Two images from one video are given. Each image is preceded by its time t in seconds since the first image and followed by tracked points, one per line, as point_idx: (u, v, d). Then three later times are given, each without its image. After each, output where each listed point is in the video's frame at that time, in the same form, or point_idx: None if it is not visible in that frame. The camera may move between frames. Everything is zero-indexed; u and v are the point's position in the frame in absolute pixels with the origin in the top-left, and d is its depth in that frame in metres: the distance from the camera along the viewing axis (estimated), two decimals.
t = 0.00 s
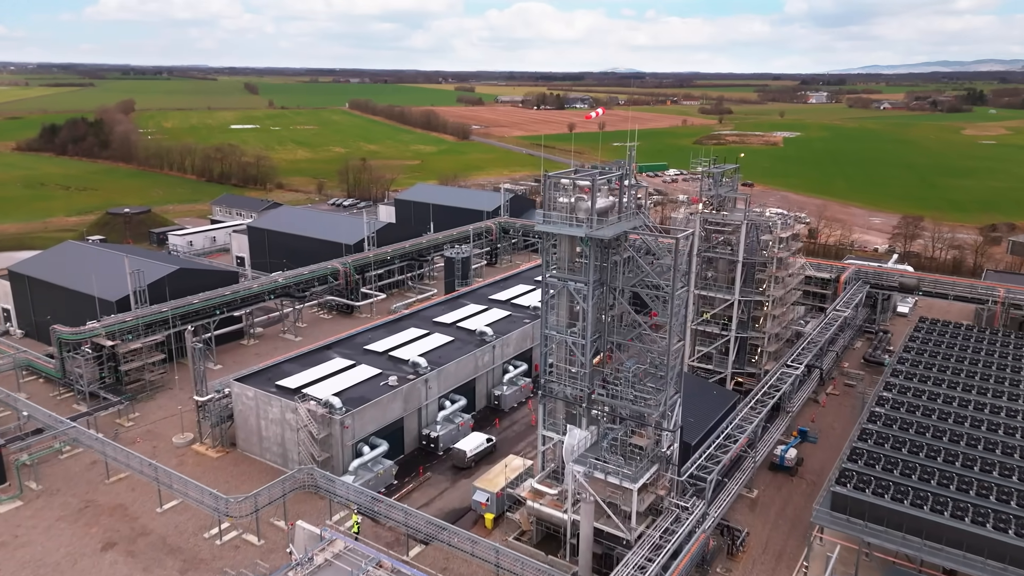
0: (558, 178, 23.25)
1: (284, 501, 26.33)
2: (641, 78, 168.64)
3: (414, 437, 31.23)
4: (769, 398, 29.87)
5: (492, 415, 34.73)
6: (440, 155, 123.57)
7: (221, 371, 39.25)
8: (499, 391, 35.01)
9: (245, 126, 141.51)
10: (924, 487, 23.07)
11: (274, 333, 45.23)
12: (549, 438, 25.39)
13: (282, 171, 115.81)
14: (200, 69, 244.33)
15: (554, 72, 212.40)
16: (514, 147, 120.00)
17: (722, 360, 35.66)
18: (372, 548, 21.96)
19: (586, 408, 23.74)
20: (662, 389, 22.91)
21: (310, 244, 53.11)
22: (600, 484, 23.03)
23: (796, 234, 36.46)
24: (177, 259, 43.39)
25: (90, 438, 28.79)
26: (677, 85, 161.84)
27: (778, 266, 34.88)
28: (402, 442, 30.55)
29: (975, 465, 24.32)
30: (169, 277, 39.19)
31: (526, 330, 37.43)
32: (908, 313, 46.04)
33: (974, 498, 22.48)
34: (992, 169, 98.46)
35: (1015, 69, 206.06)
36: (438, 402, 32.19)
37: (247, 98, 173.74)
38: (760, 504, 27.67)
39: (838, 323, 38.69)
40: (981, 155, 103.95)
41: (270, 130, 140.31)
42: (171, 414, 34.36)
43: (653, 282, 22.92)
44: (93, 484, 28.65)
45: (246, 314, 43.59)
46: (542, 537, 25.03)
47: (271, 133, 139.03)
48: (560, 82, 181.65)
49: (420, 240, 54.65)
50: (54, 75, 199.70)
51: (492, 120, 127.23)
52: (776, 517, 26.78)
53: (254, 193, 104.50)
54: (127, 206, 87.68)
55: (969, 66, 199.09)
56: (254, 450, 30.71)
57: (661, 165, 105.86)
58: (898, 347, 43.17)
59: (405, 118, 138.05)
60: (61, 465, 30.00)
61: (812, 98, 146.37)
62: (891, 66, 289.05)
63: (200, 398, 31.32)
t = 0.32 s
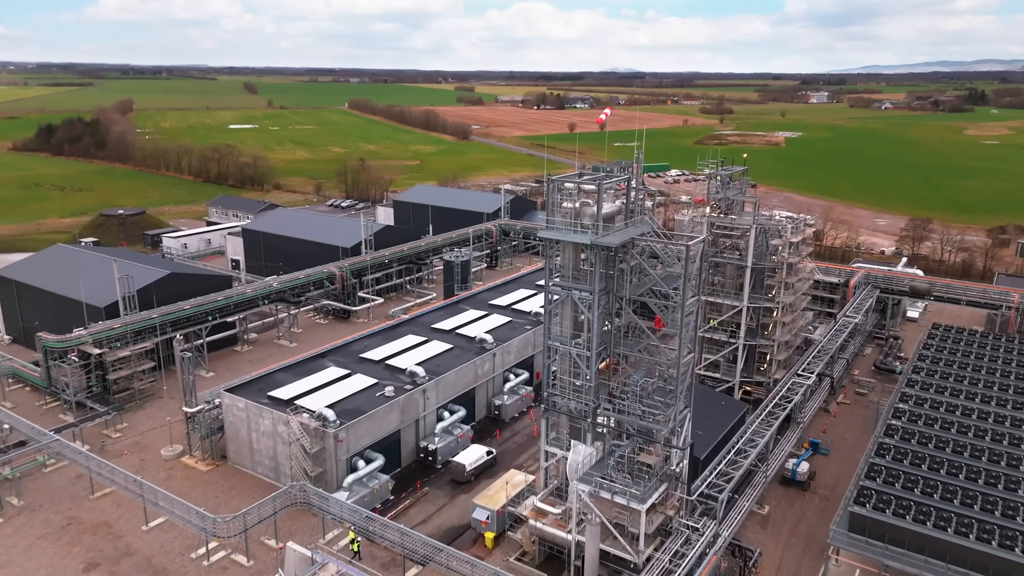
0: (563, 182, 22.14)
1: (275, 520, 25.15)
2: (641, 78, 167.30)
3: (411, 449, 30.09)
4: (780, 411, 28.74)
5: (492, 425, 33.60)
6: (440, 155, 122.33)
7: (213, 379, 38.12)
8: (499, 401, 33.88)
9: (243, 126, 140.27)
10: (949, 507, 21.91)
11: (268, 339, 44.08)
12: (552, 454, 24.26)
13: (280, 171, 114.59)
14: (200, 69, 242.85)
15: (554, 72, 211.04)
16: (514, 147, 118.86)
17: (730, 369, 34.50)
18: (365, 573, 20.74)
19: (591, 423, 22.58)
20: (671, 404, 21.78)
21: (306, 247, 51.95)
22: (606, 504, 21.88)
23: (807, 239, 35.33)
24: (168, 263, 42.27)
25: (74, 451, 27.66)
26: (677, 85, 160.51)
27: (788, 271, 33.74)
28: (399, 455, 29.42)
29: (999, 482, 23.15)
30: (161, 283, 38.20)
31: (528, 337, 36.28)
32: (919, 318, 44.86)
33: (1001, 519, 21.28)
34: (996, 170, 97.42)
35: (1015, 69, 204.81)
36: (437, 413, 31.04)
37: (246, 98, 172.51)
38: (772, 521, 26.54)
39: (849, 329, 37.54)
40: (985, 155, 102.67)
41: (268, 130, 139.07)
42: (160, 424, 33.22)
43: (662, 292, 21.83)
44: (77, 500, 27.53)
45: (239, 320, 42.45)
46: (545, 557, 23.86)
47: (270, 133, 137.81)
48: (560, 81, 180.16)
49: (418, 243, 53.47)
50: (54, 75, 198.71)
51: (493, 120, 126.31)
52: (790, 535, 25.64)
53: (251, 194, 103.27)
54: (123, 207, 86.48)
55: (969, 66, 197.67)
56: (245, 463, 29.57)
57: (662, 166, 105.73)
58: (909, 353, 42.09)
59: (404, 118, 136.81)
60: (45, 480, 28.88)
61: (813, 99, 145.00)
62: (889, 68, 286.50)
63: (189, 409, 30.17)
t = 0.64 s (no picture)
0: (567, 186, 21.03)
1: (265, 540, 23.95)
2: (642, 77, 166.00)
3: (408, 463, 28.93)
4: (792, 424, 27.59)
5: (493, 437, 32.43)
6: (440, 155, 121.03)
7: (205, 388, 36.94)
8: (500, 411, 32.75)
9: (241, 126, 139.01)
10: (973, 530, 20.77)
11: (263, 346, 42.89)
12: (556, 472, 23.12)
13: (277, 172, 113.31)
14: (199, 69, 241.34)
15: (554, 72, 209.71)
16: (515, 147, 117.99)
17: (738, 379, 33.32)
18: None
19: (597, 441, 21.44)
20: (682, 421, 20.65)
21: (302, 251, 50.73)
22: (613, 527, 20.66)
23: (818, 243, 34.19)
24: (159, 267, 41.15)
25: (56, 467, 26.47)
26: (677, 84, 159.11)
27: (799, 278, 32.59)
28: (396, 470, 28.27)
29: None
30: (150, 289, 36.98)
31: (530, 345, 35.15)
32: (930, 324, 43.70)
33: None
34: (1001, 171, 96.37)
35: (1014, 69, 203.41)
36: (435, 425, 29.89)
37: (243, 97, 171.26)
38: (786, 540, 25.35)
39: (861, 336, 36.35)
40: (988, 156, 101.66)
41: (267, 130, 137.80)
42: (148, 437, 32.07)
43: (672, 303, 20.65)
44: (59, 518, 26.36)
45: (232, 326, 41.31)
46: None
47: (268, 133, 136.56)
48: (560, 81, 178.55)
49: (417, 246, 52.27)
50: (53, 75, 197.55)
51: (493, 121, 125.34)
52: (805, 555, 24.43)
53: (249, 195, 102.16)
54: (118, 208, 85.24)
55: (969, 65, 195.88)
56: (236, 478, 28.36)
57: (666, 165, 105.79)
58: (921, 361, 40.94)
59: (404, 118, 135.42)
60: (27, 496, 27.74)
61: (813, 99, 143.47)
62: (889, 69, 282.05)
63: (177, 422, 28.98)
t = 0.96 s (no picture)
0: (572, 192, 19.94)
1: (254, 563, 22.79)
2: (642, 77, 164.64)
3: (405, 479, 27.76)
4: (806, 439, 26.41)
5: (493, 449, 31.28)
6: (439, 156, 119.75)
7: (196, 398, 35.76)
8: (501, 423, 31.58)
9: (240, 126, 137.78)
10: (1002, 556, 19.53)
11: (257, 353, 41.69)
12: (560, 492, 21.97)
13: (274, 172, 112.08)
14: (198, 68, 239.51)
15: (554, 72, 207.62)
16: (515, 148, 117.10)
17: (747, 389, 32.14)
18: None
19: (605, 461, 20.29)
20: (694, 442, 19.47)
21: (298, 254, 49.57)
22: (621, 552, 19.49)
23: (829, 249, 33.07)
24: (149, 273, 39.99)
25: (37, 484, 25.33)
26: (678, 83, 157.53)
27: (811, 284, 31.44)
28: (392, 486, 27.10)
29: None
30: (139, 296, 35.77)
31: (532, 353, 33.99)
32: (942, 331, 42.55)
33: None
34: (1006, 172, 95.19)
35: (1013, 69, 201.75)
36: (433, 439, 28.74)
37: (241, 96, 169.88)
38: (801, 561, 24.17)
39: (874, 344, 35.19)
40: (991, 156, 100.49)
41: (265, 130, 136.57)
42: (135, 450, 30.90)
43: (684, 316, 19.49)
44: (40, 537, 25.18)
45: (225, 332, 40.13)
46: None
47: (267, 133, 135.30)
48: (560, 81, 176.80)
49: (415, 249, 51.08)
50: (52, 74, 196.15)
51: (494, 121, 124.35)
52: None
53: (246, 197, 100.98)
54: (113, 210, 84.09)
55: (970, 65, 194.10)
56: (225, 494, 27.19)
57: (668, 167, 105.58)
58: (934, 368, 39.77)
59: (402, 118, 134.09)
60: (8, 514, 26.58)
61: (814, 99, 141.96)
62: (890, 68, 277.75)
63: (165, 436, 27.80)
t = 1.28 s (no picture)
0: (579, 199, 18.82)
1: None
2: (642, 77, 163.44)
3: (401, 496, 26.60)
4: (822, 456, 25.21)
5: (494, 463, 30.13)
6: (438, 156, 118.55)
7: (185, 409, 34.59)
8: (502, 436, 30.43)
9: (238, 126, 136.72)
10: None
11: (250, 361, 40.52)
12: (564, 516, 20.81)
13: (272, 174, 111.01)
14: (199, 68, 238.28)
15: (554, 72, 206.42)
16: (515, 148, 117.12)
17: (757, 401, 30.93)
18: None
19: (613, 485, 19.12)
20: (707, 466, 18.34)
21: (293, 258, 48.40)
22: None
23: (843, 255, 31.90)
24: (138, 278, 38.83)
25: (15, 503, 24.13)
26: (679, 83, 156.26)
27: (824, 292, 30.22)
28: (388, 503, 25.96)
29: None
30: (126, 303, 34.60)
31: (533, 363, 32.82)
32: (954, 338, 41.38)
33: None
34: (1010, 173, 93.80)
35: (1013, 68, 199.72)
36: (432, 454, 27.56)
37: (240, 96, 168.62)
38: None
39: (887, 354, 34.00)
40: (996, 159, 98.55)
41: (263, 131, 135.44)
42: (121, 465, 29.70)
43: (697, 331, 18.29)
44: (18, 560, 23.95)
45: (217, 340, 38.96)
46: None
47: (265, 134, 134.17)
48: (560, 81, 175.49)
49: (413, 253, 49.86)
50: (52, 74, 194.95)
51: (494, 123, 123.38)
52: None
53: (243, 198, 99.80)
54: (108, 211, 82.92)
55: (972, 64, 191.99)
56: (214, 513, 25.97)
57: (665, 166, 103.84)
58: (948, 378, 38.56)
59: (401, 118, 132.96)
60: None
61: (815, 99, 140.46)
62: (892, 67, 272.32)
63: (151, 451, 26.55)
